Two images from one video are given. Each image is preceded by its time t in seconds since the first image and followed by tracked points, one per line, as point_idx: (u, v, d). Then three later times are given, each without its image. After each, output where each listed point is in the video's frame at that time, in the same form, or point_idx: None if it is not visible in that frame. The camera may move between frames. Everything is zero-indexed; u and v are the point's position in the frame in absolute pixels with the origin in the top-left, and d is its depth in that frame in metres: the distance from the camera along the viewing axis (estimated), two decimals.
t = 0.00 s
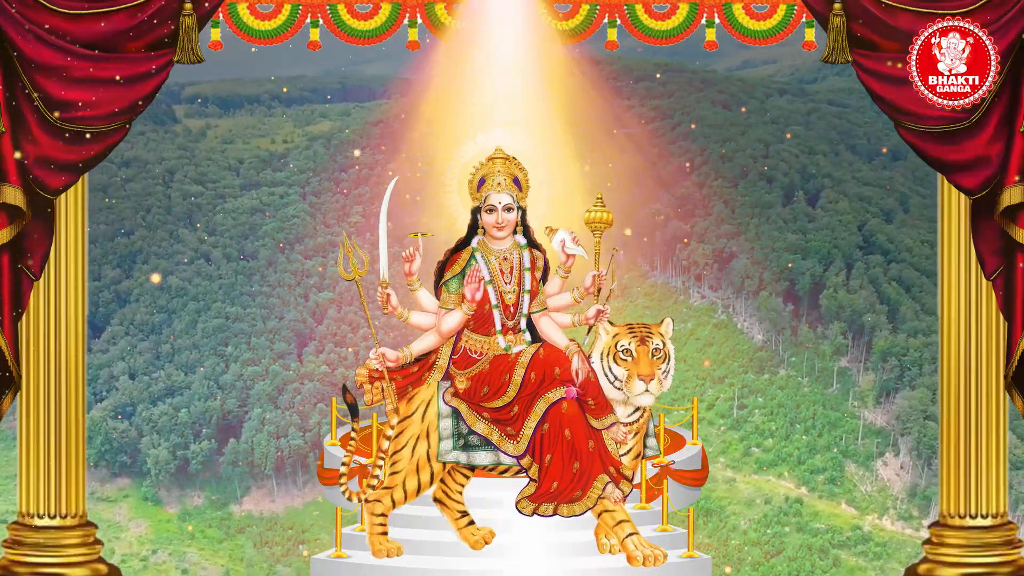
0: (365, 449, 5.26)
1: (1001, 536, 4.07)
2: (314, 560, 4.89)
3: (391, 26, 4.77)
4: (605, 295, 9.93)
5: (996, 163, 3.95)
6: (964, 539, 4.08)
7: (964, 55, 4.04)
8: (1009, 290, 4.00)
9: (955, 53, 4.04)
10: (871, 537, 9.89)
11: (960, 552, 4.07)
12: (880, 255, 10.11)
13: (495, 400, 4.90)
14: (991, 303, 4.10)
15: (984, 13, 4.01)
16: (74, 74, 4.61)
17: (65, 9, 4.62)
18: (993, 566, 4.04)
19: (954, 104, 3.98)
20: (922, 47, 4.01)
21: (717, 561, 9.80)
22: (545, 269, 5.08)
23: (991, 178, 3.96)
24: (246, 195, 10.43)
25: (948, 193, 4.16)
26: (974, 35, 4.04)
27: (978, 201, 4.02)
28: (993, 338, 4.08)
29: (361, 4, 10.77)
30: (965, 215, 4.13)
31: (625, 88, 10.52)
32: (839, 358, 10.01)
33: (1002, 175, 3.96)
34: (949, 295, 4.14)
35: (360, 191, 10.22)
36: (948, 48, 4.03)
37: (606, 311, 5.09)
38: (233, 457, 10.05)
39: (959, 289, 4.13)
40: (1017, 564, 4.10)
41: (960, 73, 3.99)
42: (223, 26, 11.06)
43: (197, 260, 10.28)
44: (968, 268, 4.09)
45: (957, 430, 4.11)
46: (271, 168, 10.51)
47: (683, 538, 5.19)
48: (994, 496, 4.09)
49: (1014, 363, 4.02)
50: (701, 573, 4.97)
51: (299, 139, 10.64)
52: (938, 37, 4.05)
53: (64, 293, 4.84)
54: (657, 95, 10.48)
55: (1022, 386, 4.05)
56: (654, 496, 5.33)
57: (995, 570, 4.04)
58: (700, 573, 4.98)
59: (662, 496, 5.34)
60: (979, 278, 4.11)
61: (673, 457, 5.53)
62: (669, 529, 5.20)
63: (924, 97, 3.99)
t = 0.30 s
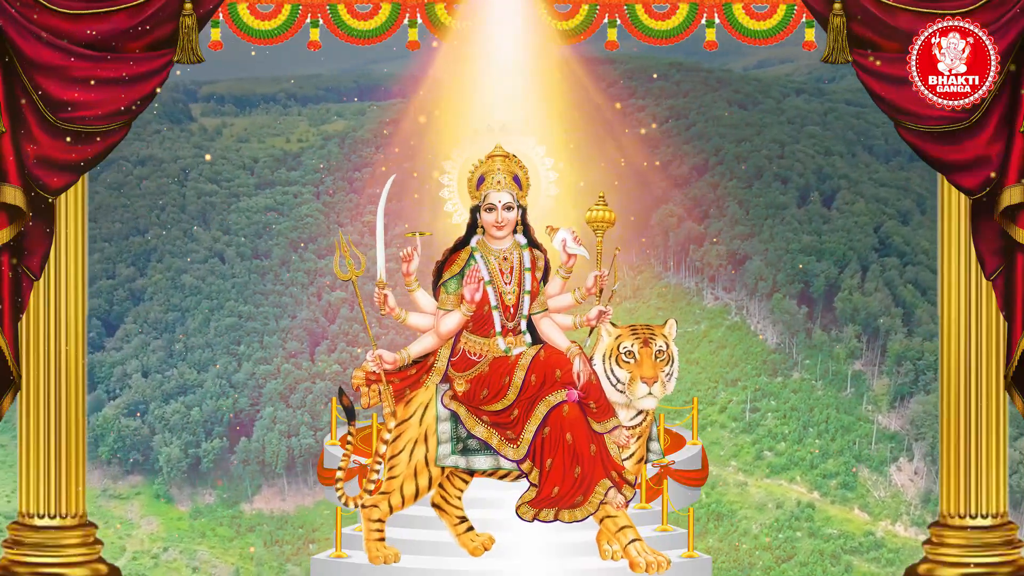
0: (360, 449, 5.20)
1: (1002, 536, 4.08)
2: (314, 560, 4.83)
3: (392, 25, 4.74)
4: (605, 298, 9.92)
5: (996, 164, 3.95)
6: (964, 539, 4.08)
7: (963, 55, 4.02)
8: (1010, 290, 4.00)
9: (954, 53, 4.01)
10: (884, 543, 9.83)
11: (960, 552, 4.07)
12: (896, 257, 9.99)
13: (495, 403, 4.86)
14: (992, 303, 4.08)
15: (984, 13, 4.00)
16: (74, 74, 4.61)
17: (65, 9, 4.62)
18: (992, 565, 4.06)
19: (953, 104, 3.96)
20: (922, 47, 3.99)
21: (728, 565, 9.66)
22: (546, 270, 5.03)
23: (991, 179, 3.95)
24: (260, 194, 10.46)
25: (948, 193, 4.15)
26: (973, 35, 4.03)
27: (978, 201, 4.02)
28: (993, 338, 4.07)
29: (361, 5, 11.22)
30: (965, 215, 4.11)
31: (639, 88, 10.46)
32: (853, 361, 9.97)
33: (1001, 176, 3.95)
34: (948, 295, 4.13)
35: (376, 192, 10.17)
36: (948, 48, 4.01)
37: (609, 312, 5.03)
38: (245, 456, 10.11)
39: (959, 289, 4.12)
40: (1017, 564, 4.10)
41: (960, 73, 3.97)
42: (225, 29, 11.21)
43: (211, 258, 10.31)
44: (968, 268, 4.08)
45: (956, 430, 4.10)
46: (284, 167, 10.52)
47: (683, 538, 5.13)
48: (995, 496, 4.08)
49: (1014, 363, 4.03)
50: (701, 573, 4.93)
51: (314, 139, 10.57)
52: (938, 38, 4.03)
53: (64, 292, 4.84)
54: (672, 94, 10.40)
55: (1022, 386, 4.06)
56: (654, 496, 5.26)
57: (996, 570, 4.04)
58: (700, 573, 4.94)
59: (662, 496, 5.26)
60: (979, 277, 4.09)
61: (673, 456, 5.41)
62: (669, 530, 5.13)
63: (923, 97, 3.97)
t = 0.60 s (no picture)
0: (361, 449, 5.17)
1: (1002, 536, 4.06)
2: (314, 560, 4.82)
3: (391, 25, 4.71)
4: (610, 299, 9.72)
5: (996, 164, 3.93)
6: (964, 539, 4.07)
7: (963, 55, 4.01)
8: (1009, 290, 3.99)
9: (954, 53, 4.01)
10: (897, 551, 9.70)
11: (960, 553, 4.05)
12: (912, 260, 9.89)
13: (494, 406, 4.83)
14: (992, 303, 4.07)
15: (984, 13, 3.98)
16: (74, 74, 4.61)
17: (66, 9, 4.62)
18: (993, 565, 4.04)
19: (954, 104, 3.95)
20: (922, 47, 3.98)
21: (737, 571, 9.64)
22: (545, 270, 4.99)
23: (991, 179, 3.94)
24: (273, 194, 10.44)
25: (947, 192, 4.13)
26: (974, 35, 4.01)
27: (978, 200, 4.00)
28: (993, 338, 4.06)
29: (361, 5, 11.30)
30: (965, 215, 4.09)
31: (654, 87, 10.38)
32: (867, 366, 9.87)
33: (1001, 177, 3.95)
34: (948, 295, 4.11)
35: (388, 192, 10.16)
36: (948, 48, 4.01)
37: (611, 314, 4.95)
38: (255, 456, 10.07)
39: (959, 289, 4.10)
40: (1018, 564, 4.09)
41: (961, 73, 3.96)
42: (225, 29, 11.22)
43: (224, 258, 10.31)
44: (968, 268, 4.06)
45: (957, 431, 4.09)
46: (298, 168, 10.53)
47: (683, 537, 5.12)
48: (995, 496, 4.07)
49: (1014, 363, 4.01)
50: (702, 573, 4.92)
51: (328, 138, 10.57)
52: (938, 37, 4.02)
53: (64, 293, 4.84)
54: (686, 95, 10.33)
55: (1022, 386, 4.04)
56: (654, 496, 5.20)
57: (995, 570, 4.03)
58: (701, 572, 4.93)
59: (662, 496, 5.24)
60: (979, 278, 4.07)
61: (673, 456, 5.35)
62: (669, 530, 5.12)
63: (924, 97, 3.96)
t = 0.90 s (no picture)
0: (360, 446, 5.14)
1: (1002, 535, 4.13)
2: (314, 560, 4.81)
3: (392, 26, 4.67)
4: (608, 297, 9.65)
5: (996, 164, 4.00)
6: (964, 539, 4.14)
7: (963, 55, 4.07)
8: (1009, 291, 4.05)
9: (954, 53, 4.07)
10: (911, 559, 9.59)
11: (960, 552, 4.12)
12: (929, 264, 9.75)
13: (494, 409, 4.79)
14: (992, 303, 4.13)
15: (984, 13, 4.04)
16: (73, 74, 4.60)
17: (66, 9, 4.61)
18: (992, 565, 4.11)
19: (954, 104, 4.02)
20: (922, 48, 4.04)
21: None
22: (547, 268, 4.95)
23: (991, 179, 4.01)
24: (288, 194, 10.38)
25: (948, 193, 4.18)
26: (973, 36, 4.07)
27: (978, 201, 4.06)
28: (993, 339, 4.13)
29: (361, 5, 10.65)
30: (965, 216, 4.15)
31: (668, 87, 10.32)
32: (882, 371, 9.79)
33: (1001, 177, 4.01)
34: (949, 295, 4.18)
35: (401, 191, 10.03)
36: (948, 48, 4.07)
37: (613, 315, 4.88)
38: (266, 456, 10.06)
39: (959, 290, 4.16)
40: (1017, 564, 4.15)
41: (960, 73, 4.02)
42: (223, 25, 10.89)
43: (238, 258, 10.30)
44: (968, 269, 4.12)
45: (956, 431, 4.15)
46: (313, 167, 10.45)
47: (683, 538, 5.09)
48: (995, 496, 4.14)
49: (1013, 363, 4.07)
50: (702, 573, 4.87)
51: (343, 138, 10.55)
52: (938, 38, 4.07)
53: (65, 294, 4.83)
54: (703, 95, 10.25)
55: (1021, 386, 4.10)
56: (654, 496, 5.11)
57: (995, 570, 4.09)
58: (700, 573, 4.88)
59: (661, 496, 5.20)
60: (979, 278, 4.14)
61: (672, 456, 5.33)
62: (669, 530, 5.09)
63: (924, 97, 4.03)
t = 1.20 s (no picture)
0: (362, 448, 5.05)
1: (1001, 536, 4.44)
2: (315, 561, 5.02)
3: (391, 26, 4.68)
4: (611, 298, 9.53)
5: (996, 163, 4.30)
6: (964, 539, 4.44)
7: (963, 55, 4.38)
8: (1007, 289, 4.36)
9: (954, 53, 4.37)
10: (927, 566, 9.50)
11: (960, 552, 4.43)
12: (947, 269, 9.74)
13: (493, 412, 4.73)
14: (991, 303, 4.44)
15: (983, 14, 4.36)
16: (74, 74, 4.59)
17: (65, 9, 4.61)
18: (993, 565, 4.40)
19: (954, 103, 4.33)
20: (922, 48, 4.35)
21: None
22: (548, 268, 4.90)
23: (991, 179, 4.31)
24: (302, 195, 10.27)
25: (948, 194, 4.50)
26: (973, 36, 4.39)
27: (978, 201, 4.38)
28: (992, 338, 4.44)
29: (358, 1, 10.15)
30: (965, 216, 4.47)
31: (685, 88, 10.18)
32: (899, 376, 9.78)
33: (1002, 176, 4.31)
34: (949, 294, 4.49)
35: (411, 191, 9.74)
36: (948, 48, 4.38)
37: (614, 316, 4.83)
38: (278, 456, 10.05)
39: (959, 289, 4.48)
40: (1016, 561, 4.45)
41: (960, 73, 4.33)
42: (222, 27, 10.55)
43: (252, 258, 10.19)
44: (968, 268, 4.43)
45: (957, 431, 4.47)
46: (326, 167, 10.37)
47: (683, 538, 5.14)
48: (994, 496, 4.45)
49: (1012, 363, 4.40)
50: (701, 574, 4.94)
51: (359, 138, 10.38)
52: (938, 39, 4.39)
53: (65, 294, 4.83)
54: (720, 95, 10.13)
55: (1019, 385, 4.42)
56: (654, 496, 5.04)
57: (995, 570, 4.39)
58: (699, 574, 4.95)
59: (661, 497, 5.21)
60: (978, 278, 4.45)
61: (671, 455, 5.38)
62: (669, 530, 5.16)
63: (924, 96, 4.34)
